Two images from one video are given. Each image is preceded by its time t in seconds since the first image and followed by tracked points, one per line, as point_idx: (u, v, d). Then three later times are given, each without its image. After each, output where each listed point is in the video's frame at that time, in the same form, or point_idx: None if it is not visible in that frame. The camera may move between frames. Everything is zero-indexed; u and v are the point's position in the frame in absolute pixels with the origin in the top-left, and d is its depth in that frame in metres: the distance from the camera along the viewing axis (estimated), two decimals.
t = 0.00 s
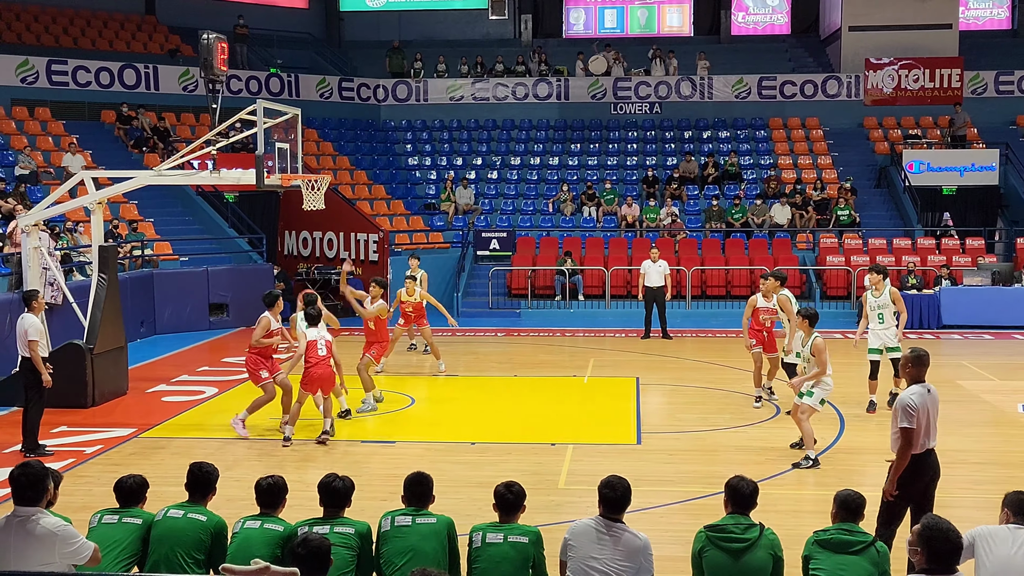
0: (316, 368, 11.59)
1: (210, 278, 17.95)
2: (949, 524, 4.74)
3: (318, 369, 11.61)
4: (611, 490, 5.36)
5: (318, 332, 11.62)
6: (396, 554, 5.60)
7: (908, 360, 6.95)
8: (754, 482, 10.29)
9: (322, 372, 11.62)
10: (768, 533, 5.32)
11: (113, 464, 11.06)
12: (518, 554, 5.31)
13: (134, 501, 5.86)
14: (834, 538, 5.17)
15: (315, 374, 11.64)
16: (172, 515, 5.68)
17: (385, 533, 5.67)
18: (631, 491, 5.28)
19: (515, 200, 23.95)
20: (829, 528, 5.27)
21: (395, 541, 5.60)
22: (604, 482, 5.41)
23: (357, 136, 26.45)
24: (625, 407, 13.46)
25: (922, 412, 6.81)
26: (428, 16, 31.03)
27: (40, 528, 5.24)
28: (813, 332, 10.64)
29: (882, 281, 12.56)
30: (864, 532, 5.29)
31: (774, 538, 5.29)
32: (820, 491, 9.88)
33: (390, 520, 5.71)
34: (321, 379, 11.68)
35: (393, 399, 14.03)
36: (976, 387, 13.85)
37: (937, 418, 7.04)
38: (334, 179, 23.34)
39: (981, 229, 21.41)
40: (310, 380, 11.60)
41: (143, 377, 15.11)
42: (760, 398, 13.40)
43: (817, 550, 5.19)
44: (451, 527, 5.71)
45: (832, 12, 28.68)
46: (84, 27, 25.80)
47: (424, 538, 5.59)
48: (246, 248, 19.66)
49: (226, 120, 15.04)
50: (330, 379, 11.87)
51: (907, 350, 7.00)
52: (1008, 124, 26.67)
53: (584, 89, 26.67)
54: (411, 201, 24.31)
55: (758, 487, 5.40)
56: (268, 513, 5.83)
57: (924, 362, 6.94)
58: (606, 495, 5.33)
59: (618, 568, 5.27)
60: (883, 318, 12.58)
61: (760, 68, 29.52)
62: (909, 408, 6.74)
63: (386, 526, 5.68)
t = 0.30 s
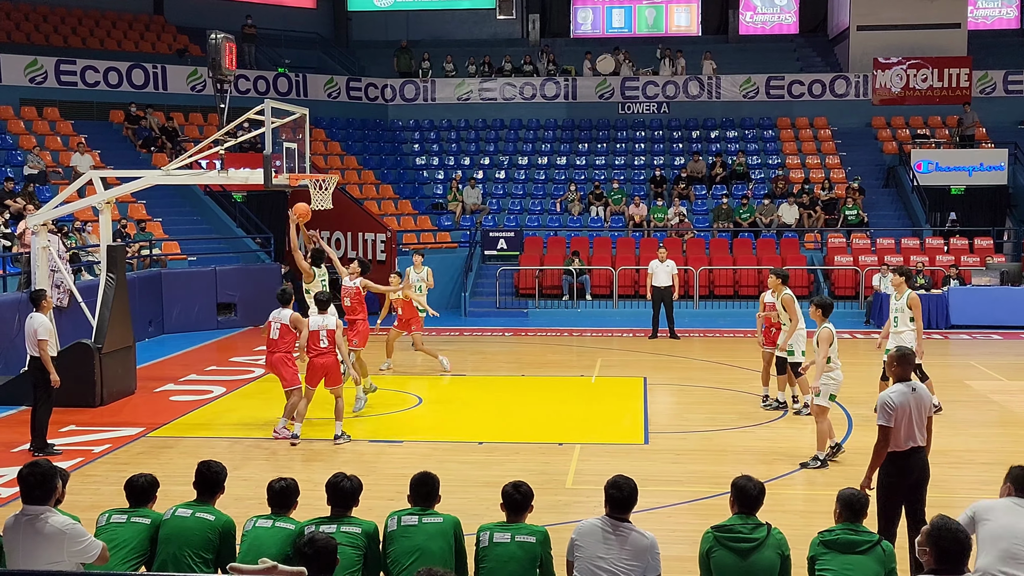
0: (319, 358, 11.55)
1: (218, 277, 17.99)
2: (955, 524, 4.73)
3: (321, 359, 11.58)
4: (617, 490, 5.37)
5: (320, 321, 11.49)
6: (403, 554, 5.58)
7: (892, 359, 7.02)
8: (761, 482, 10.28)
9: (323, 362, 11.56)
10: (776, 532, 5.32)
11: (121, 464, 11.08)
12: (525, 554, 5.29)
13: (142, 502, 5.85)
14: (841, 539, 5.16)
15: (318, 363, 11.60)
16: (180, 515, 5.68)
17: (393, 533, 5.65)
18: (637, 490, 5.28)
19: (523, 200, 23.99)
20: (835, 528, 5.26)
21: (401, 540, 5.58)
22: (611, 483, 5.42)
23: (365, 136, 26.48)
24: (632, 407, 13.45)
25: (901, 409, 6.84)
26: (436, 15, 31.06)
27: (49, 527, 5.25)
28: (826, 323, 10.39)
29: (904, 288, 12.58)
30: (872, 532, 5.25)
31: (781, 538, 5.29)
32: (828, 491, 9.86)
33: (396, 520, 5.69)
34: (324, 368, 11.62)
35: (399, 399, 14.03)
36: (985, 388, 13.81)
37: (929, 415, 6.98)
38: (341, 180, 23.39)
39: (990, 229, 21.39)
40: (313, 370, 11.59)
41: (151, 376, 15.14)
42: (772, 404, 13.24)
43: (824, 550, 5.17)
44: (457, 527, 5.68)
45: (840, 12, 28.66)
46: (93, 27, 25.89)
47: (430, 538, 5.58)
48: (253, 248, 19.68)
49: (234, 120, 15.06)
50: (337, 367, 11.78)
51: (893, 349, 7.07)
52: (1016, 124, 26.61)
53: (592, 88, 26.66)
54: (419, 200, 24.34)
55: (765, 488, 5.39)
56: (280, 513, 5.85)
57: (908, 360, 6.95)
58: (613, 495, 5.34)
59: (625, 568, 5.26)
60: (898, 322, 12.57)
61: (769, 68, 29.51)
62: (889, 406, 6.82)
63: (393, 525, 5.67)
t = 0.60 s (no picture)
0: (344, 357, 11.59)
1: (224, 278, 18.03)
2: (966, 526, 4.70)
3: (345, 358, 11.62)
4: (623, 492, 5.37)
5: (340, 321, 11.50)
6: (410, 554, 5.56)
7: (885, 361, 7.11)
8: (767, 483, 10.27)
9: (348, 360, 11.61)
10: (782, 534, 5.32)
11: (128, 464, 11.10)
12: (532, 555, 5.29)
13: (148, 501, 5.84)
14: (847, 540, 5.14)
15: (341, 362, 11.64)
16: (187, 515, 5.67)
17: (397, 533, 5.63)
18: (643, 491, 5.29)
19: (529, 201, 24.03)
20: (840, 528, 5.24)
21: (407, 540, 5.57)
22: (617, 485, 5.43)
23: (371, 136, 26.52)
24: (637, 408, 13.45)
25: (894, 410, 6.88)
26: (442, 16, 31.10)
27: (57, 527, 5.26)
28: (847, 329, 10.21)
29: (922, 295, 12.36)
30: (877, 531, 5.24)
31: (787, 540, 5.30)
32: (834, 493, 9.85)
33: (401, 521, 5.67)
34: (348, 367, 11.65)
35: (404, 400, 14.03)
36: (991, 389, 13.79)
37: (924, 416, 7.02)
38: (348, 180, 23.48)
39: (997, 231, 21.38)
40: (335, 370, 11.65)
41: (157, 377, 15.17)
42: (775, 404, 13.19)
43: (829, 550, 5.17)
44: (462, 528, 5.68)
45: (847, 13, 28.67)
46: (100, 29, 25.98)
47: (436, 538, 5.57)
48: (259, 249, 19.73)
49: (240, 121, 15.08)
50: (361, 368, 11.72)
51: (884, 350, 7.14)
52: None
53: (598, 89, 26.69)
54: (425, 202, 24.38)
55: (770, 490, 5.38)
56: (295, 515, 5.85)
57: (901, 361, 7.03)
58: (619, 497, 5.34)
59: (631, 569, 5.25)
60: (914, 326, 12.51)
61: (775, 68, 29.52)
62: (881, 408, 6.84)
63: (398, 526, 5.65)
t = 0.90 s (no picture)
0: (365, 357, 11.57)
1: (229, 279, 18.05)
2: (973, 529, 4.65)
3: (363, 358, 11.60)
4: (627, 494, 5.36)
5: (363, 320, 11.58)
6: (413, 555, 5.55)
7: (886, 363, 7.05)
8: (772, 485, 10.25)
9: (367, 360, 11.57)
10: (786, 536, 5.32)
11: (133, 465, 11.11)
12: (537, 557, 5.28)
13: (153, 501, 5.83)
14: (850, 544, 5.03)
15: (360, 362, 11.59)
16: (191, 516, 5.67)
17: (400, 534, 5.62)
18: (648, 493, 5.28)
19: (534, 202, 24.04)
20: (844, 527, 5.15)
21: (410, 541, 5.56)
22: (621, 487, 5.43)
23: (376, 137, 26.53)
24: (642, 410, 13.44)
25: (896, 413, 6.83)
26: (447, 18, 31.12)
27: (64, 527, 5.26)
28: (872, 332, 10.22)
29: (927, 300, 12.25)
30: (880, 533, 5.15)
31: (791, 541, 5.29)
32: (839, 495, 9.83)
33: (404, 523, 5.66)
34: (365, 367, 11.61)
35: (409, 401, 14.03)
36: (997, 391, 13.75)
37: (925, 418, 6.99)
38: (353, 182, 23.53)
39: (1002, 232, 21.37)
40: (350, 368, 11.63)
41: (163, 377, 15.18)
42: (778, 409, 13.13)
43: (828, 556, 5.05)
44: (465, 529, 5.68)
45: (853, 14, 28.66)
46: (106, 30, 26.03)
47: (439, 539, 5.55)
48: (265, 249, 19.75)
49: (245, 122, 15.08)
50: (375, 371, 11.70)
51: (884, 353, 7.11)
52: None
53: (604, 90, 26.70)
54: (430, 203, 24.40)
55: (773, 491, 5.36)
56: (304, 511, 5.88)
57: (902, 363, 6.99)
58: (623, 498, 5.33)
59: (636, 571, 5.25)
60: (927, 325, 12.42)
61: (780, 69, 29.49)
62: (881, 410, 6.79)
63: (401, 527, 5.64)
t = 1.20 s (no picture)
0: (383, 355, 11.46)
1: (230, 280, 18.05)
2: (972, 530, 4.65)
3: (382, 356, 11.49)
4: (629, 493, 5.37)
5: (381, 317, 11.51)
6: (413, 556, 5.54)
7: (884, 365, 7.07)
8: (773, 486, 10.25)
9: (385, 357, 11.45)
10: (787, 537, 5.32)
11: (135, 465, 11.10)
12: (538, 558, 5.28)
13: (155, 500, 5.82)
14: (851, 550, 5.02)
15: (379, 360, 11.48)
16: (192, 516, 5.65)
17: (400, 534, 5.60)
18: (650, 493, 5.29)
19: (535, 203, 24.04)
20: (844, 536, 5.14)
21: (411, 542, 5.54)
22: (623, 486, 5.43)
23: (378, 138, 26.54)
24: (643, 411, 13.44)
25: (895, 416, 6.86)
26: (449, 19, 31.14)
27: (66, 526, 5.27)
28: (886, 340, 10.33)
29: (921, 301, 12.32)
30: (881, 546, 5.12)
31: (792, 543, 5.29)
32: (841, 497, 9.83)
33: (404, 523, 5.63)
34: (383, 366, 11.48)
35: (411, 402, 14.03)
36: (998, 393, 13.74)
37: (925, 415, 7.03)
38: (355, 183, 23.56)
39: (1004, 234, 21.35)
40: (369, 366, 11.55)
41: (164, 378, 15.17)
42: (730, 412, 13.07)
43: (829, 566, 5.04)
44: (464, 530, 5.65)
45: (855, 16, 28.65)
46: (108, 30, 26.05)
47: (440, 540, 5.53)
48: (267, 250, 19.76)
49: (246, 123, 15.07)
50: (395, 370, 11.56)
51: (884, 354, 7.12)
52: None
53: (605, 92, 26.89)
54: (432, 204, 24.39)
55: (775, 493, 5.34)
56: (302, 466, 6.33)
57: (901, 365, 6.99)
58: (625, 498, 5.34)
59: (636, 571, 5.24)
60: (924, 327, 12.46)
61: (781, 71, 29.46)
62: (884, 410, 6.73)
63: (401, 528, 5.62)
